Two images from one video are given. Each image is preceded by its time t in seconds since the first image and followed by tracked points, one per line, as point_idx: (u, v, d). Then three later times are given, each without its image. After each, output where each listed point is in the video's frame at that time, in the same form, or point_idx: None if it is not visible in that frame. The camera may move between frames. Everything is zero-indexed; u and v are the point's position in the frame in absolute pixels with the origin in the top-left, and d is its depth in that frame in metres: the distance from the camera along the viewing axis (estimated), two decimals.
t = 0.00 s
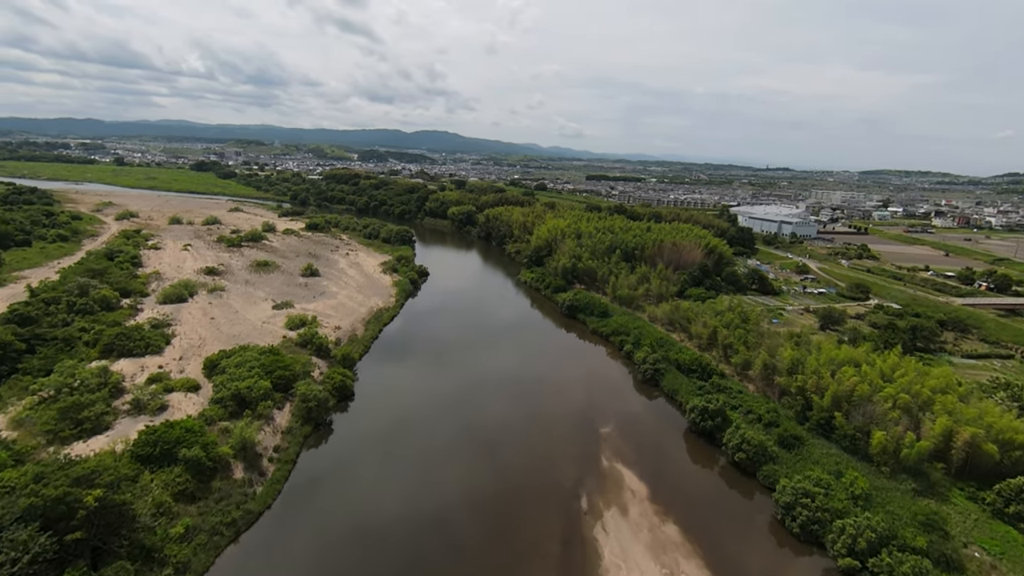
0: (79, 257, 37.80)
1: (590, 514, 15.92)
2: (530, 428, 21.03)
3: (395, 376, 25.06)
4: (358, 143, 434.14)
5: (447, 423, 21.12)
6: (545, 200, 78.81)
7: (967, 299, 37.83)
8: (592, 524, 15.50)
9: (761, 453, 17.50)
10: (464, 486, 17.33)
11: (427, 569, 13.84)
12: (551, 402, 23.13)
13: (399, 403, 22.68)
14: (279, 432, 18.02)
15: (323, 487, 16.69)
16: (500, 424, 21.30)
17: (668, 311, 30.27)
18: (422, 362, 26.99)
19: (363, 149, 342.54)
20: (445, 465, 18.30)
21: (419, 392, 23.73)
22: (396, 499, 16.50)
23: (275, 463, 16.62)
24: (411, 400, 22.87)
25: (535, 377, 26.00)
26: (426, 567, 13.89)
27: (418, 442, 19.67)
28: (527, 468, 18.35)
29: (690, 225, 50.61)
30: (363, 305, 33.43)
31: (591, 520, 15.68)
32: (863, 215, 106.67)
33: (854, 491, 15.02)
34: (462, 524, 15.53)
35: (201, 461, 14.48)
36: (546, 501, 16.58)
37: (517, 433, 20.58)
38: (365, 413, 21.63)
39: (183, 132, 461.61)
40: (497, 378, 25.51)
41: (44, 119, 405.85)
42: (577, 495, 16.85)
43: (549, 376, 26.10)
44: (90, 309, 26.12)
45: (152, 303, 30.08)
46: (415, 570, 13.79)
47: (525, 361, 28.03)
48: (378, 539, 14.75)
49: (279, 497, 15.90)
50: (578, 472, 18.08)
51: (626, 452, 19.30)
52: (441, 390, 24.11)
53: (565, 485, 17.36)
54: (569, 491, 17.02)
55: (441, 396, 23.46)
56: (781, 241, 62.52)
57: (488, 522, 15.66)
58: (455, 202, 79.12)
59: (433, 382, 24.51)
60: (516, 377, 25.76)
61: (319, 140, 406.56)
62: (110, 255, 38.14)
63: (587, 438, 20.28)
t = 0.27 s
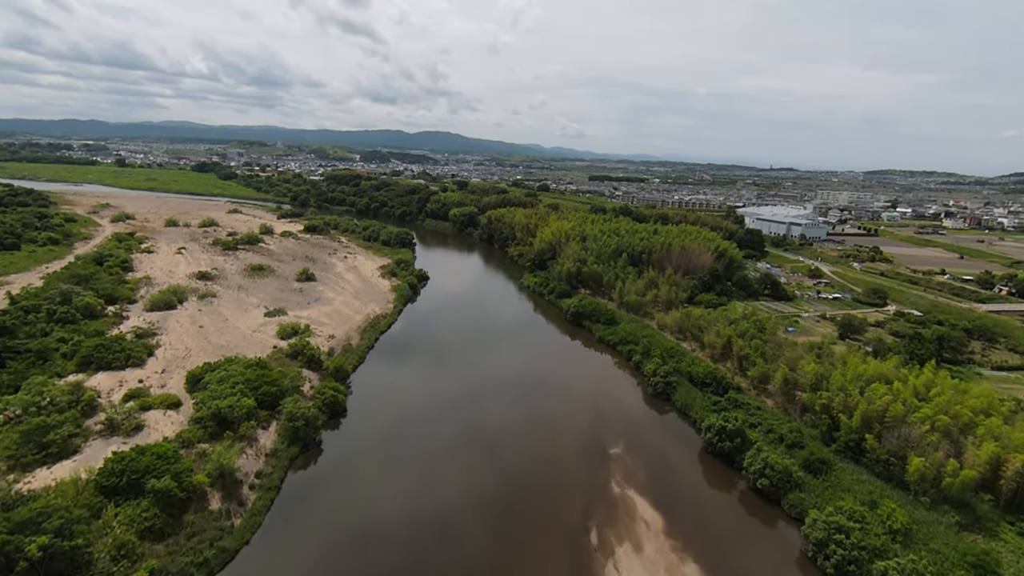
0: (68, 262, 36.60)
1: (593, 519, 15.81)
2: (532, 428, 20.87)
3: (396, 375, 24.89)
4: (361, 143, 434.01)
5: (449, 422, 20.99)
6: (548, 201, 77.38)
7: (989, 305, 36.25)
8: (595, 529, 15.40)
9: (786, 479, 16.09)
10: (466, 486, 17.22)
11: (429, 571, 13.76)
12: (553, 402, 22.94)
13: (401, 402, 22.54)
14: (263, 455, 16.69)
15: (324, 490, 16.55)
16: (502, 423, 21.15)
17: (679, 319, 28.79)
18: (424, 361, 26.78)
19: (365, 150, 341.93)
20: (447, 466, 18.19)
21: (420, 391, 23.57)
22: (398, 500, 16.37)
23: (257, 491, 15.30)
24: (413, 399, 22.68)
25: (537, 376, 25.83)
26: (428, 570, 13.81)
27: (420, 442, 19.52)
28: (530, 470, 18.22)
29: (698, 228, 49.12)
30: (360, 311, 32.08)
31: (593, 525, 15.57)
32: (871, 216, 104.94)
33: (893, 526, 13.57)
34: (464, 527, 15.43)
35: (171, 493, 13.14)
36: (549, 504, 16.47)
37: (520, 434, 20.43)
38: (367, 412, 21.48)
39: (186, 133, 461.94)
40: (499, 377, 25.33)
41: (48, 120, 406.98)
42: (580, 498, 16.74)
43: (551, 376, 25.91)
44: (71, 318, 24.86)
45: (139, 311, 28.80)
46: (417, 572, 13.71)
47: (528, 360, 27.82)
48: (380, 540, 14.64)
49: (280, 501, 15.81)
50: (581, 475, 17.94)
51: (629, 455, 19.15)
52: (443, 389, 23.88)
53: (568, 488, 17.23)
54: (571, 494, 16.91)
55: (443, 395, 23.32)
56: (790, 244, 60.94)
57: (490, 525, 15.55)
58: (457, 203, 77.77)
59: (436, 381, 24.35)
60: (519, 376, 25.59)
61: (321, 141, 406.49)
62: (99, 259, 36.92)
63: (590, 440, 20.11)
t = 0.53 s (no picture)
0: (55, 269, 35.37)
1: (594, 521, 15.89)
2: (534, 430, 20.98)
3: (398, 377, 24.98)
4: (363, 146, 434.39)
5: (451, 424, 21.10)
6: (551, 204, 76.03)
7: (1013, 313, 34.71)
8: (596, 530, 15.51)
9: (815, 512, 14.64)
10: (469, 487, 17.36)
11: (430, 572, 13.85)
12: (555, 404, 23.04)
13: (402, 405, 22.60)
14: (242, 484, 15.32)
15: (325, 494, 16.58)
16: (504, 425, 21.28)
17: (690, 330, 27.30)
18: (425, 364, 26.74)
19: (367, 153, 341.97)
20: (449, 468, 18.32)
21: (422, 393, 23.65)
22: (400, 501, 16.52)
23: (234, 527, 13.94)
24: (415, 403, 22.67)
25: (539, 378, 25.93)
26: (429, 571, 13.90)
27: (422, 444, 19.62)
28: (531, 472, 18.35)
29: (706, 232, 47.67)
30: (355, 321, 30.72)
31: (595, 527, 15.65)
32: (878, 219, 103.31)
33: (942, 571, 12.08)
34: (467, 527, 15.57)
35: (134, 535, 11.80)
36: (551, 507, 16.56)
37: (521, 436, 20.57)
38: (369, 414, 21.53)
39: (189, 137, 462.59)
40: (502, 379, 25.42)
41: (51, 124, 408.39)
42: (581, 500, 16.85)
43: (553, 378, 25.94)
44: (49, 330, 23.54)
45: (123, 321, 27.49)
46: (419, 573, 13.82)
47: (530, 363, 27.87)
48: (383, 542, 14.72)
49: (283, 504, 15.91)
50: (583, 478, 17.95)
51: (629, 456, 19.26)
52: (445, 393, 23.85)
53: (569, 490, 17.34)
54: (572, 496, 17.04)
55: (445, 397, 23.42)
56: (800, 248, 59.41)
57: (492, 525, 15.68)
58: (458, 206, 76.47)
59: (438, 384, 24.37)
60: (520, 378, 25.66)
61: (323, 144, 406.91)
62: (87, 266, 35.67)
63: (591, 442, 20.18)
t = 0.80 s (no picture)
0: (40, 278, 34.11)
1: (599, 529, 15.68)
2: (537, 435, 20.75)
3: (400, 381, 24.78)
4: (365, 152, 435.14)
5: (454, 428, 20.92)
6: (553, 210, 74.74)
7: None
8: (600, 539, 15.30)
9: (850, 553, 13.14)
10: (472, 492, 17.18)
11: None
12: (558, 409, 22.80)
13: (404, 408, 22.40)
14: (216, 522, 13.89)
15: (325, 499, 16.37)
16: (507, 429, 21.08)
17: (703, 343, 25.83)
18: (427, 368, 26.52)
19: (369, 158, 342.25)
20: (451, 473, 18.15)
21: (425, 397, 23.47)
22: (402, 506, 16.34)
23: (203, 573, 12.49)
24: (417, 407, 22.47)
25: (543, 382, 25.69)
26: None
27: (424, 448, 19.45)
28: (535, 477, 18.15)
29: (714, 239, 46.22)
30: (349, 333, 29.30)
31: (599, 535, 15.44)
32: (886, 223, 101.73)
33: None
34: (469, 533, 15.38)
35: None
36: (555, 513, 16.34)
37: (524, 440, 20.40)
38: (370, 418, 21.33)
39: (192, 143, 464.25)
40: (504, 382, 25.20)
41: (55, 130, 410.22)
42: (585, 507, 16.64)
43: (557, 382, 25.69)
44: (23, 346, 22.20)
45: (106, 334, 26.14)
46: None
47: (533, 367, 27.62)
48: (384, 547, 14.58)
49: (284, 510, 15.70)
50: (586, 483, 17.76)
51: (634, 462, 19.04)
52: (448, 397, 23.61)
53: (573, 496, 17.14)
54: (576, 503, 16.81)
55: (447, 400, 23.24)
56: (809, 254, 57.91)
57: (495, 532, 15.48)
58: (460, 212, 75.23)
59: (440, 387, 24.18)
60: (524, 382, 25.41)
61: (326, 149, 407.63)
62: (73, 275, 34.38)
63: (595, 447, 19.96)
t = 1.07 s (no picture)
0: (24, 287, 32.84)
1: (601, 533, 15.57)
2: (540, 440, 20.66)
3: (403, 386, 24.73)
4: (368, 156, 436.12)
5: (457, 432, 20.93)
6: (556, 215, 73.50)
7: None
8: (603, 543, 15.19)
9: None
10: (474, 494, 17.21)
11: None
12: (562, 415, 22.68)
13: (408, 412, 22.41)
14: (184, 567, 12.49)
15: (329, 501, 16.36)
16: (510, 433, 21.00)
17: (717, 357, 24.36)
18: (431, 373, 26.49)
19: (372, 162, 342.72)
20: (453, 476, 18.11)
21: (428, 402, 23.41)
22: (404, 509, 16.32)
23: None
24: (421, 411, 22.51)
25: (546, 388, 25.57)
26: None
27: (428, 452, 19.46)
28: (537, 481, 18.10)
29: (723, 244, 44.79)
30: (344, 345, 27.97)
31: (601, 540, 15.32)
32: (895, 227, 100.14)
33: None
34: (471, 537, 15.33)
35: None
36: (557, 517, 16.25)
37: (527, 443, 20.43)
38: (373, 422, 21.29)
39: (195, 148, 465.47)
40: (508, 388, 25.10)
41: (60, 136, 412.49)
42: (588, 511, 16.59)
43: (560, 389, 25.54)
44: None
45: (87, 347, 24.76)
46: None
47: (536, 371, 27.56)
48: (386, 549, 14.58)
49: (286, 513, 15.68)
50: (589, 487, 17.72)
51: (638, 468, 18.81)
52: (451, 401, 23.57)
53: (575, 501, 17.04)
54: (578, 507, 16.77)
55: (451, 404, 23.26)
56: (820, 260, 56.53)
57: (496, 536, 15.41)
58: (461, 216, 73.98)
59: (443, 392, 24.20)
60: (527, 387, 25.30)
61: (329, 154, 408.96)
62: (58, 283, 33.08)
63: (598, 453, 19.83)
